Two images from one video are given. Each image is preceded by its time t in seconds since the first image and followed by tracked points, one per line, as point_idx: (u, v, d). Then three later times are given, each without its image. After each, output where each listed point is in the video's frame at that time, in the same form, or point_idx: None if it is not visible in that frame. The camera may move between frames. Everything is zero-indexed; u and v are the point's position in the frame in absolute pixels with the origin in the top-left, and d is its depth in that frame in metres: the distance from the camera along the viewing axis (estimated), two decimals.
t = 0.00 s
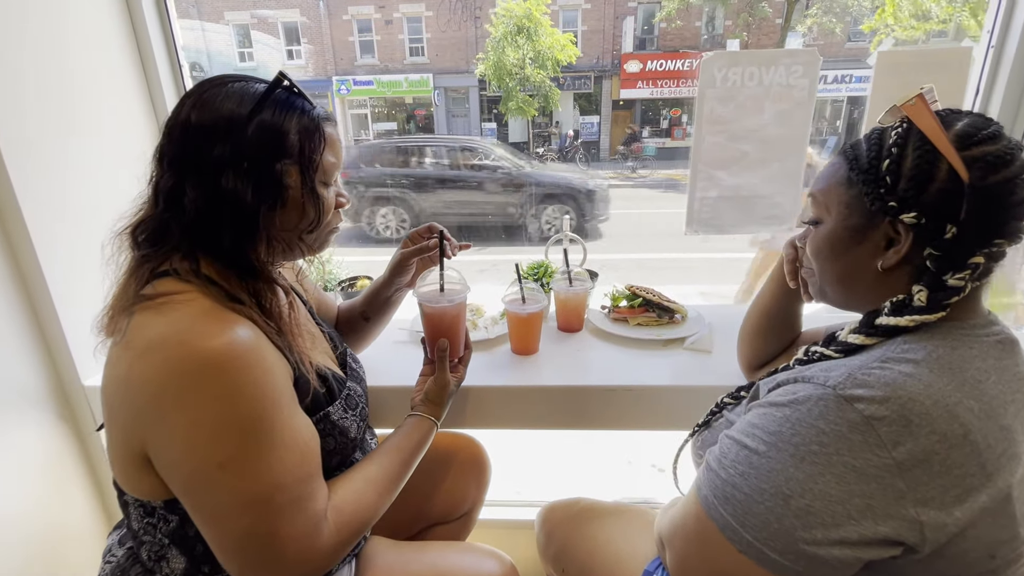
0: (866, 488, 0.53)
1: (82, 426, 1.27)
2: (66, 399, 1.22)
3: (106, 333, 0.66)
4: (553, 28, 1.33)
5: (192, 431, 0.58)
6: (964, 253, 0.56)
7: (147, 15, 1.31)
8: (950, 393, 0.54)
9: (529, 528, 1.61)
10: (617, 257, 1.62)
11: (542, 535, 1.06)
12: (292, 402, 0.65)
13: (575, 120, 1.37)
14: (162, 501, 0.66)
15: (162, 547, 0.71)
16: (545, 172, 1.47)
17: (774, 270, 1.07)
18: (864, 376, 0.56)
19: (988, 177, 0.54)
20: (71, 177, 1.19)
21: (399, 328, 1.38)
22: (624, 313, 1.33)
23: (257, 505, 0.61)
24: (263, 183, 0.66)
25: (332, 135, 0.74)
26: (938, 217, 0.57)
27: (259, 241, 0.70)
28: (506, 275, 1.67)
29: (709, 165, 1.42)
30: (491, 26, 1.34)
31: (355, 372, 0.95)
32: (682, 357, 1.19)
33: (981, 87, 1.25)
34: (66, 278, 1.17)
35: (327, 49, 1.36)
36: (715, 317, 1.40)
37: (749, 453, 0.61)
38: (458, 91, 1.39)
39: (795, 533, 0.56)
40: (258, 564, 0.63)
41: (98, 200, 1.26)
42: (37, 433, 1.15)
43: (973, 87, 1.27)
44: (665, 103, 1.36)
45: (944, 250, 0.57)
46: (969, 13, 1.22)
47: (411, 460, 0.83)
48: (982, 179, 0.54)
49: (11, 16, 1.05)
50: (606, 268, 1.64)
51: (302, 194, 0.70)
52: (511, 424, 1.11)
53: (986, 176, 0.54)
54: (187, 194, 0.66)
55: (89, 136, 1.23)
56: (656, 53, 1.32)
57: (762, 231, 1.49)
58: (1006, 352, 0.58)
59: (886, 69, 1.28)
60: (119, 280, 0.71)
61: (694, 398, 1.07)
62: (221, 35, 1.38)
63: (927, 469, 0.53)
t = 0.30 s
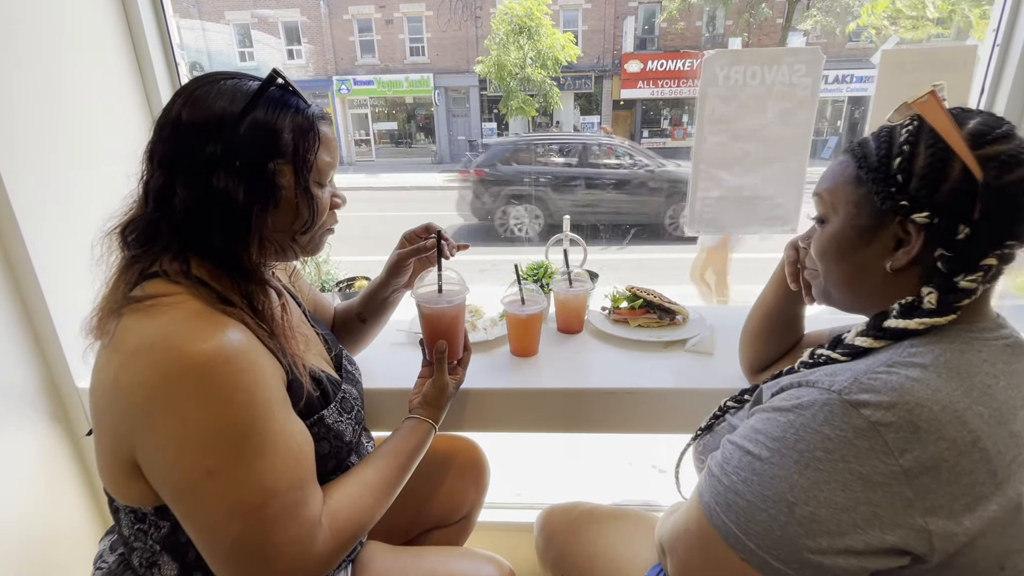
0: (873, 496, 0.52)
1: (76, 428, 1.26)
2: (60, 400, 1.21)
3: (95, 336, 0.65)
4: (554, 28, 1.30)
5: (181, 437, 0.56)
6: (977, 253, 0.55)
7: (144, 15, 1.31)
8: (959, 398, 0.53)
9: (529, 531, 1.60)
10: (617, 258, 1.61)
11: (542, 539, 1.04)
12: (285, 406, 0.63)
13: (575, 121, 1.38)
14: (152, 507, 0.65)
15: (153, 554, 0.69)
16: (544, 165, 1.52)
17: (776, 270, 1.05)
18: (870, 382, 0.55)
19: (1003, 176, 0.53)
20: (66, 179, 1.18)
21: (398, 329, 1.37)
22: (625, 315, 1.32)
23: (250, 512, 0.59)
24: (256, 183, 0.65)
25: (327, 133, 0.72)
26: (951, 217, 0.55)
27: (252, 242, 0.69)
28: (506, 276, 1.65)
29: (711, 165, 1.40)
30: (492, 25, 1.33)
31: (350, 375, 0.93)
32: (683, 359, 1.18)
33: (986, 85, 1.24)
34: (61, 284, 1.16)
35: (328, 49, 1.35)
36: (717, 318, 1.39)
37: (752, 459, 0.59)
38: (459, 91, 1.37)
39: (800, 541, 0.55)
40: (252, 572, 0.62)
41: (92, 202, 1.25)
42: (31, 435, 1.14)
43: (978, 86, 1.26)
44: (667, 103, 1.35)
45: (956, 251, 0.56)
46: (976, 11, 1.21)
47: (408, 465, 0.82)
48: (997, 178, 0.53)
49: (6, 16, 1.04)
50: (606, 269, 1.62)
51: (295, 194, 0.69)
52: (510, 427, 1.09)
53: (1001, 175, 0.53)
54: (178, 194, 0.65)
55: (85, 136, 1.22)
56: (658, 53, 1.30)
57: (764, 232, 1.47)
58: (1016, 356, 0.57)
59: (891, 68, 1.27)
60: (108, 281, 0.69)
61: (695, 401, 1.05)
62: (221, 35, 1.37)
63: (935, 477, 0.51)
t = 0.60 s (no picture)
0: (885, 506, 0.51)
1: (70, 431, 1.24)
2: (54, 402, 1.19)
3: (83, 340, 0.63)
4: (554, 27, 1.28)
5: (172, 444, 0.55)
6: (992, 255, 0.54)
7: (139, 13, 1.29)
8: (973, 405, 0.51)
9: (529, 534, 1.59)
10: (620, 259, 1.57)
11: (542, 546, 1.03)
12: (280, 411, 0.62)
13: (575, 120, 1.34)
14: (144, 515, 0.63)
15: (146, 562, 0.68)
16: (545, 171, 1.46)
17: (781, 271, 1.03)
18: (882, 388, 0.53)
19: (1022, 177, 0.52)
20: (62, 182, 1.16)
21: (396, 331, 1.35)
22: (626, 316, 1.30)
23: (246, 521, 0.58)
24: (249, 184, 0.64)
25: (324, 133, 0.71)
26: (968, 218, 0.54)
27: (246, 244, 0.67)
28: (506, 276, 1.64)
29: (714, 165, 1.39)
30: (492, 25, 1.31)
31: (347, 377, 0.92)
32: (685, 362, 1.16)
33: (992, 85, 1.23)
34: (57, 289, 1.14)
35: (327, 49, 1.33)
36: (719, 320, 1.37)
37: (759, 466, 0.58)
38: (459, 91, 1.36)
39: (809, 552, 0.53)
40: None
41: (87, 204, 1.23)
42: (25, 438, 1.13)
43: (984, 85, 1.25)
44: (666, 102, 1.32)
45: (972, 253, 0.55)
46: (980, 10, 1.20)
47: (411, 468, 0.80)
48: (1015, 179, 0.52)
49: None
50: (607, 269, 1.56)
51: (290, 196, 0.67)
52: (509, 431, 1.08)
53: (1019, 176, 0.52)
54: (168, 195, 0.63)
55: (80, 136, 1.21)
56: (658, 53, 1.28)
57: (766, 233, 1.46)
58: None
59: (897, 67, 1.24)
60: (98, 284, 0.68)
61: (697, 405, 1.04)
62: (221, 34, 1.34)
63: (948, 487, 0.50)
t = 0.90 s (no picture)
0: (900, 518, 0.49)
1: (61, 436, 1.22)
2: (45, 407, 1.17)
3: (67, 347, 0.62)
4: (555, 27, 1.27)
5: (158, 455, 0.53)
6: (1009, 259, 0.53)
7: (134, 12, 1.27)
8: (990, 412, 0.49)
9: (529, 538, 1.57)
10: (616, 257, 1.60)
11: (542, 551, 1.01)
12: (270, 414, 0.60)
13: (575, 120, 1.34)
14: (133, 526, 0.62)
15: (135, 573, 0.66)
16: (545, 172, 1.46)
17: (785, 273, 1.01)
18: (893, 395, 0.52)
19: None
20: (57, 184, 1.14)
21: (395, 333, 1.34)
22: (627, 318, 1.28)
23: (238, 532, 0.56)
24: (227, 183, 0.62)
25: (308, 130, 0.69)
26: (985, 219, 0.53)
27: (223, 245, 0.65)
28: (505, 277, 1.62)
29: (716, 165, 1.36)
30: (491, 25, 1.29)
31: (341, 378, 0.90)
32: (687, 364, 1.14)
33: (998, 85, 1.23)
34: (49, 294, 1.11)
35: (326, 48, 1.31)
36: (721, 322, 1.35)
37: (767, 475, 0.56)
38: (458, 90, 1.35)
39: (820, 565, 0.52)
40: None
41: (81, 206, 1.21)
42: (15, 444, 1.10)
43: (990, 83, 1.25)
44: (666, 102, 1.31)
45: (987, 255, 0.53)
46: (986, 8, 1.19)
47: (421, 462, 0.78)
48: None
49: None
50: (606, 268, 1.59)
51: (270, 195, 0.65)
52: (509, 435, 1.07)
53: None
54: (141, 193, 0.61)
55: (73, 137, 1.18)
56: (656, 52, 1.26)
57: (769, 234, 1.44)
58: None
59: (902, 65, 1.23)
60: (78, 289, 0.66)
61: (701, 409, 1.02)
62: (220, 33, 1.32)
63: (966, 498, 0.48)
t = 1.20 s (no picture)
0: (918, 535, 0.47)
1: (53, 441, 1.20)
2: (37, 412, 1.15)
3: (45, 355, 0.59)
4: (554, 26, 1.25)
5: (140, 469, 0.51)
6: None
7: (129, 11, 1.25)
8: (1013, 425, 0.47)
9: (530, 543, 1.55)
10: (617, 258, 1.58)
11: (543, 558, 1.00)
12: (257, 421, 0.58)
13: (574, 119, 1.32)
14: (118, 541, 0.59)
15: None
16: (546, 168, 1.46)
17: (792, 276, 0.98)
18: (910, 407, 0.50)
19: None
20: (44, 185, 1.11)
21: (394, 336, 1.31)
22: (630, 320, 1.26)
23: (227, 547, 0.54)
24: (209, 182, 0.60)
25: (295, 127, 0.67)
26: (1004, 220, 0.50)
27: (205, 247, 0.63)
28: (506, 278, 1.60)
29: (720, 165, 1.34)
30: (488, 25, 1.27)
31: (334, 383, 0.88)
32: (692, 368, 1.12)
33: (1007, 82, 1.22)
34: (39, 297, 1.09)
35: (325, 48, 1.29)
36: (726, 324, 1.33)
37: (777, 489, 0.54)
38: (457, 90, 1.31)
39: None
40: None
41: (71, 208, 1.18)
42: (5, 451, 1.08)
43: (1000, 80, 1.23)
44: (665, 101, 1.29)
45: (1006, 258, 0.51)
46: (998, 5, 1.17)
47: (418, 465, 0.76)
48: None
49: None
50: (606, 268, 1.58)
51: (255, 195, 0.63)
52: (509, 440, 1.04)
53: None
54: (118, 193, 0.59)
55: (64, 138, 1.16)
56: (654, 52, 1.24)
57: (774, 234, 1.42)
58: None
59: (910, 62, 1.22)
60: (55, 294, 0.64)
61: (707, 414, 1.00)
62: (220, 33, 1.30)
63: (988, 514, 0.46)
